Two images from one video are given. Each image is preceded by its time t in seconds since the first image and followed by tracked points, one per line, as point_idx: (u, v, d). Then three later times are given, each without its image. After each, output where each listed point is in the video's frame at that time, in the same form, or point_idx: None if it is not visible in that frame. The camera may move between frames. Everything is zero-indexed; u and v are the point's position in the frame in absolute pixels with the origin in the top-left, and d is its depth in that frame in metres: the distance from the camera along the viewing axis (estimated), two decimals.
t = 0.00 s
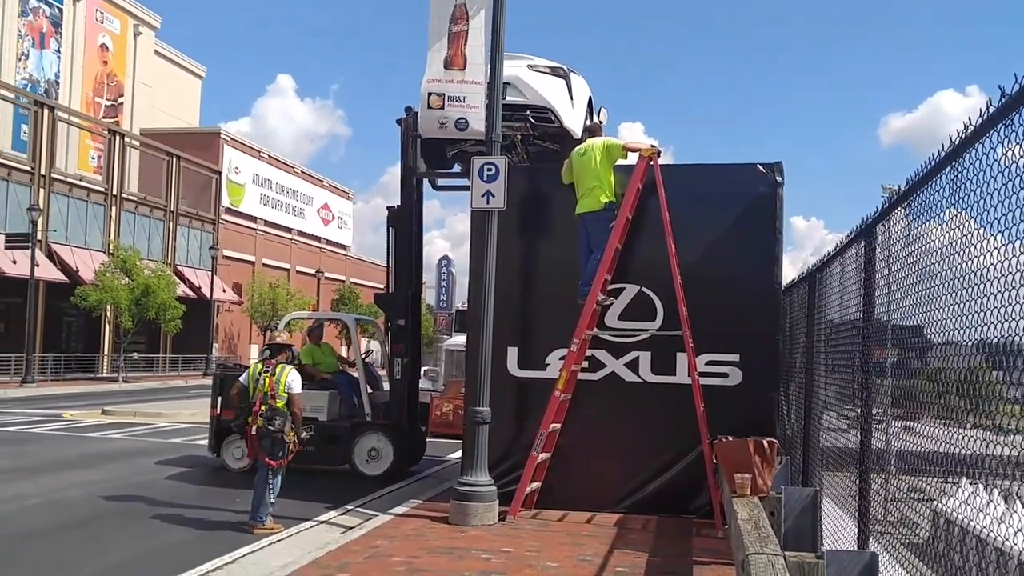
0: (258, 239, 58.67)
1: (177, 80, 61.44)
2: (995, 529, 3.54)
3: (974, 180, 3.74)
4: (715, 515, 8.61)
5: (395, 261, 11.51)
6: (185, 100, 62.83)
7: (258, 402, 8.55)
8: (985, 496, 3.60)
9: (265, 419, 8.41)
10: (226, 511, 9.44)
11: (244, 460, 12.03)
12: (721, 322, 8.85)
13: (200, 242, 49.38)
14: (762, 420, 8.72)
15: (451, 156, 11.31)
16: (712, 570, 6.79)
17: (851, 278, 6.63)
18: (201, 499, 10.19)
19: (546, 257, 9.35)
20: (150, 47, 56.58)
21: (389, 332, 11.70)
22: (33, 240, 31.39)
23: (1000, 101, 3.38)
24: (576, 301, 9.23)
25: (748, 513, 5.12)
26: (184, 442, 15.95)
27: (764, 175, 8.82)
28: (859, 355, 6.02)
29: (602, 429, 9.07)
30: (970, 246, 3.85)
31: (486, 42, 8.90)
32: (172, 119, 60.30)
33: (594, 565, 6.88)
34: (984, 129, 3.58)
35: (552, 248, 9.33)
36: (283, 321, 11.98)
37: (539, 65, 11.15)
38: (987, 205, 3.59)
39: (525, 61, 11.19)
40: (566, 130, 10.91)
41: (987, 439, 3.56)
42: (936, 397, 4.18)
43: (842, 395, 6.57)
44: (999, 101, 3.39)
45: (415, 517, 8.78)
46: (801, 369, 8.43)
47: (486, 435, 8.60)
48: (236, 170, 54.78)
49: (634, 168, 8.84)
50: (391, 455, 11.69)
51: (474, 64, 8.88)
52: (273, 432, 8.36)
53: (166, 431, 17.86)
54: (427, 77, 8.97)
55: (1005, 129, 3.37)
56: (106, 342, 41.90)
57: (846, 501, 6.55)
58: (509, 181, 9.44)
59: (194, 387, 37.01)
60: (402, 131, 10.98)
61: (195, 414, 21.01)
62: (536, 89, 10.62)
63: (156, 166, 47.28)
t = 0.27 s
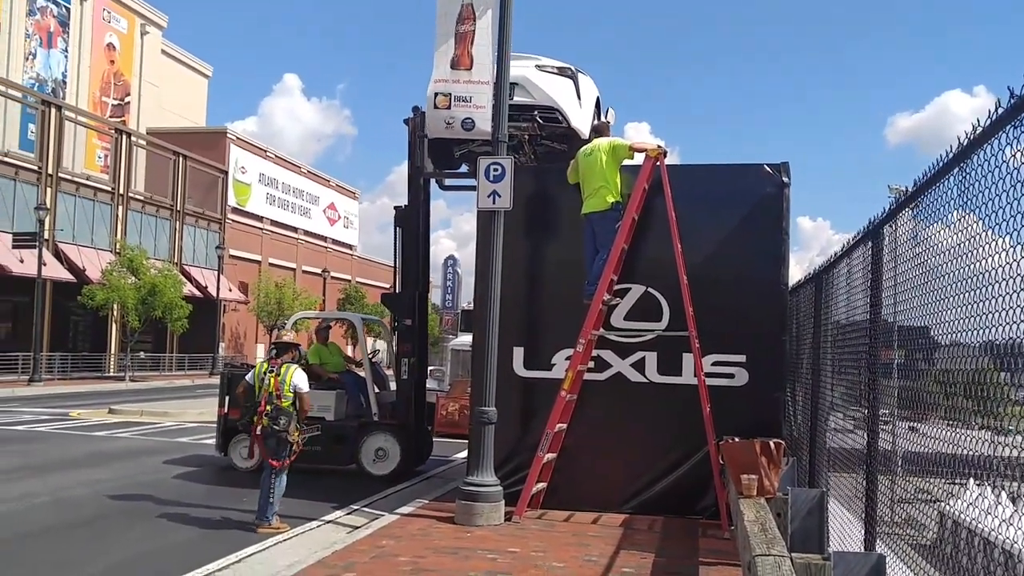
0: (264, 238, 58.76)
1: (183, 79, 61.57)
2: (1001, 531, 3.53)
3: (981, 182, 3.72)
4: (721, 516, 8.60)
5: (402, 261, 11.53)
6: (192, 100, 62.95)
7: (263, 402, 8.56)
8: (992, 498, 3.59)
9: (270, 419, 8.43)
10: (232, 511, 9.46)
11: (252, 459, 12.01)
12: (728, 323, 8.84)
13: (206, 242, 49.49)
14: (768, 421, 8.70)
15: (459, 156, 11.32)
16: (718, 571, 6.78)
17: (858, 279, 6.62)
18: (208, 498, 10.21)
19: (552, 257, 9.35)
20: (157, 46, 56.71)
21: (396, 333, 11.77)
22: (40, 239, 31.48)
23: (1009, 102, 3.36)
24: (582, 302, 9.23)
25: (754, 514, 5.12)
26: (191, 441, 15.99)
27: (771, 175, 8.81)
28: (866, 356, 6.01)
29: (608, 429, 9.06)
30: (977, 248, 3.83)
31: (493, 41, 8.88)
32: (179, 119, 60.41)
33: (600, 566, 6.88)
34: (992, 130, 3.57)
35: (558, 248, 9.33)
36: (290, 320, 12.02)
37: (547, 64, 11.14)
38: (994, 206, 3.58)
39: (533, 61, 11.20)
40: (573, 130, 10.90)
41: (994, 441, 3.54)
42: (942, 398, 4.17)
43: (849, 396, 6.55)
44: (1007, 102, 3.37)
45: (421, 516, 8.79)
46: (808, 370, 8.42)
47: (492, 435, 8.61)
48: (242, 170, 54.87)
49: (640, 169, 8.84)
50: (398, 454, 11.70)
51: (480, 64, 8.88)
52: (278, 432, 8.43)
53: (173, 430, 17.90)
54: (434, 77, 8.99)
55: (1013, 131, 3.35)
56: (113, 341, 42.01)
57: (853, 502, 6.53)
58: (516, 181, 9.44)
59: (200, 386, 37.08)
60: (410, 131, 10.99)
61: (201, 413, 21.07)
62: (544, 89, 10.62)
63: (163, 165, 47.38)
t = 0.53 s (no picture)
0: (269, 240, 58.84)
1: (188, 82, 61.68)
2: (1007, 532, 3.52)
3: (987, 183, 3.71)
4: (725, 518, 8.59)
5: (408, 263, 11.54)
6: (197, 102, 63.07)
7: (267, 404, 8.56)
8: (998, 499, 3.57)
9: (274, 420, 8.43)
10: (237, 512, 9.47)
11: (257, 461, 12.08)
12: (732, 324, 8.83)
13: (211, 244, 49.57)
14: (773, 423, 8.69)
15: (464, 157, 11.32)
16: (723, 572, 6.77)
17: (863, 281, 6.60)
18: (212, 500, 10.22)
19: (556, 259, 9.34)
20: (162, 49, 56.82)
21: (402, 334, 11.77)
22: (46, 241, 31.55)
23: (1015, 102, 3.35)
24: (586, 303, 9.22)
25: (759, 516, 5.11)
26: (195, 443, 16.00)
27: (775, 176, 8.80)
28: (871, 357, 5.99)
29: (612, 431, 9.06)
30: (983, 249, 3.82)
31: (497, 43, 8.89)
32: (184, 121, 60.51)
33: (605, 568, 6.87)
34: (998, 131, 3.56)
35: (562, 249, 9.32)
36: (296, 322, 12.03)
37: (552, 66, 11.15)
38: (999, 207, 3.57)
39: (538, 63, 11.20)
40: (578, 132, 10.90)
41: (1000, 442, 3.53)
42: (948, 399, 4.16)
43: (854, 397, 6.54)
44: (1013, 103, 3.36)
45: (425, 518, 8.79)
46: (813, 372, 8.40)
47: (497, 437, 8.61)
48: (247, 172, 54.95)
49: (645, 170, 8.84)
50: (403, 457, 11.70)
51: (484, 66, 8.89)
52: (281, 433, 8.41)
53: (177, 432, 17.92)
54: (439, 79, 9.04)
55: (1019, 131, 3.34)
56: (118, 343, 42.09)
57: (858, 504, 6.52)
58: (520, 182, 9.44)
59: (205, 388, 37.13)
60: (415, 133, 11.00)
61: (206, 415, 21.10)
62: (549, 91, 10.62)
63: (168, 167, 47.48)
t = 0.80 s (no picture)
0: (267, 244, 58.81)
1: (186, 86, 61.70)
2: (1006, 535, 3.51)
3: (984, 185, 3.71)
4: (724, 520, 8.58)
5: (406, 266, 11.53)
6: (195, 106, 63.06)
7: (264, 408, 8.55)
8: (996, 502, 3.57)
9: (271, 424, 8.42)
10: (235, 516, 9.45)
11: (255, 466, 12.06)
12: (730, 327, 8.82)
13: (209, 248, 49.54)
14: (772, 425, 8.68)
15: (462, 161, 11.31)
16: None
17: (861, 283, 6.60)
18: (211, 504, 10.21)
19: (554, 262, 9.34)
20: (160, 53, 56.81)
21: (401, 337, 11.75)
22: (44, 245, 31.49)
23: (1011, 104, 3.35)
24: (584, 306, 9.22)
25: (758, 519, 5.11)
26: (193, 447, 15.98)
27: (772, 179, 8.80)
28: (869, 360, 5.99)
29: (611, 433, 9.05)
30: (981, 251, 3.82)
31: (494, 46, 8.88)
32: (182, 125, 60.50)
33: (603, 571, 6.86)
34: (995, 132, 3.55)
35: (560, 252, 9.33)
36: (295, 325, 12.00)
37: (550, 69, 11.15)
38: (997, 208, 3.56)
39: (536, 66, 11.21)
40: (577, 135, 10.90)
41: (998, 444, 3.53)
42: (946, 402, 4.15)
43: (852, 399, 6.53)
44: (1009, 104, 3.36)
45: (424, 522, 8.78)
46: (811, 374, 8.40)
47: (495, 440, 8.60)
48: (245, 176, 54.94)
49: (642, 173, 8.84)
50: (402, 462, 11.66)
51: (482, 70, 8.90)
52: (279, 436, 8.40)
53: (175, 436, 17.89)
54: (435, 83, 9.01)
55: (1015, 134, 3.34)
56: (116, 347, 42.05)
57: (857, 507, 6.51)
58: (517, 185, 9.44)
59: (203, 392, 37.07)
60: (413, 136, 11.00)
61: (205, 419, 21.07)
62: (547, 94, 10.62)
63: (166, 171, 47.48)
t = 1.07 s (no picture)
0: (264, 245, 58.77)
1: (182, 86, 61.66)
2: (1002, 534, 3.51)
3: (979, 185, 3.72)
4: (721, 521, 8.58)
5: (403, 267, 11.54)
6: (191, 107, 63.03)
7: (259, 409, 8.53)
8: (992, 502, 3.57)
9: (266, 425, 8.40)
10: (232, 517, 9.44)
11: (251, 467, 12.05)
12: (727, 327, 8.83)
13: (205, 249, 49.49)
14: (768, 426, 8.69)
15: (459, 161, 11.31)
16: None
17: (856, 283, 6.61)
18: (207, 505, 10.20)
19: (550, 262, 9.34)
20: (156, 54, 56.75)
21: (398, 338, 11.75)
22: (39, 246, 31.42)
23: (1006, 104, 3.35)
24: (581, 306, 9.22)
25: (754, 519, 5.11)
26: (190, 448, 15.97)
27: (769, 179, 8.80)
28: (865, 360, 6.00)
29: (607, 434, 9.05)
30: (976, 251, 3.83)
31: (490, 46, 8.85)
32: (178, 126, 60.43)
33: (600, 572, 6.86)
34: (990, 132, 3.56)
35: (556, 252, 9.32)
36: (291, 326, 12.00)
37: (547, 70, 11.14)
38: (992, 208, 3.56)
39: (533, 66, 11.21)
40: (575, 136, 10.90)
41: (993, 444, 3.53)
42: (942, 402, 4.16)
43: (848, 399, 6.54)
44: (1004, 104, 3.36)
45: (421, 523, 8.78)
46: (808, 374, 8.40)
47: (492, 441, 8.60)
48: (241, 177, 54.88)
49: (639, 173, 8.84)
50: (400, 463, 11.67)
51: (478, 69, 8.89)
52: (274, 438, 8.36)
53: (172, 437, 17.88)
54: (431, 83, 9.03)
55: (1010, 134, 3.34)
56: (112, 348, 42.00)
57: (854, 507, 6.51)
58: (514, 185, 9.43)
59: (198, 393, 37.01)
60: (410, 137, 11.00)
61: (201, 420, 21.04)
62: (544, 94, 10.61)
63: (162, 172, 47.43)
